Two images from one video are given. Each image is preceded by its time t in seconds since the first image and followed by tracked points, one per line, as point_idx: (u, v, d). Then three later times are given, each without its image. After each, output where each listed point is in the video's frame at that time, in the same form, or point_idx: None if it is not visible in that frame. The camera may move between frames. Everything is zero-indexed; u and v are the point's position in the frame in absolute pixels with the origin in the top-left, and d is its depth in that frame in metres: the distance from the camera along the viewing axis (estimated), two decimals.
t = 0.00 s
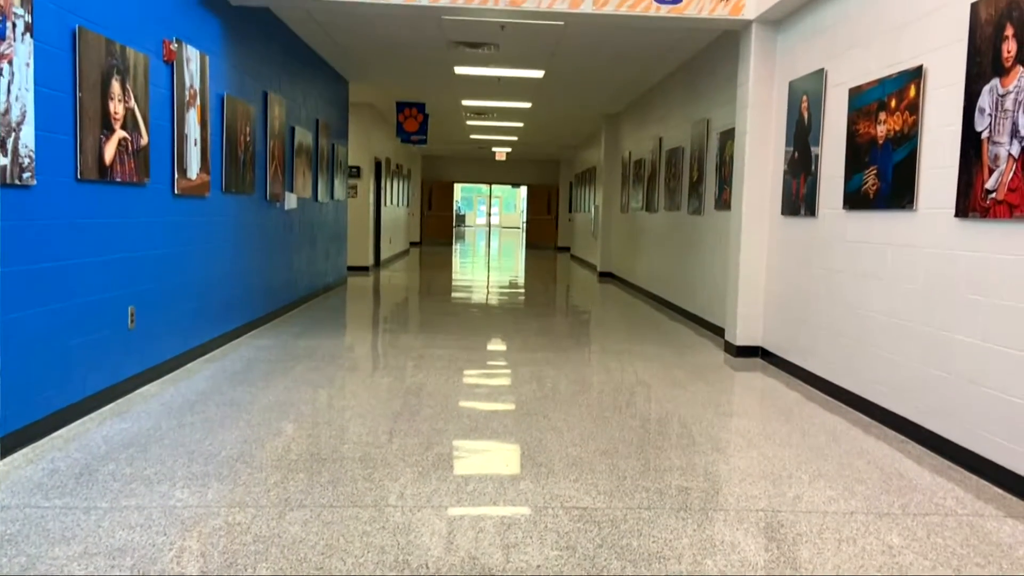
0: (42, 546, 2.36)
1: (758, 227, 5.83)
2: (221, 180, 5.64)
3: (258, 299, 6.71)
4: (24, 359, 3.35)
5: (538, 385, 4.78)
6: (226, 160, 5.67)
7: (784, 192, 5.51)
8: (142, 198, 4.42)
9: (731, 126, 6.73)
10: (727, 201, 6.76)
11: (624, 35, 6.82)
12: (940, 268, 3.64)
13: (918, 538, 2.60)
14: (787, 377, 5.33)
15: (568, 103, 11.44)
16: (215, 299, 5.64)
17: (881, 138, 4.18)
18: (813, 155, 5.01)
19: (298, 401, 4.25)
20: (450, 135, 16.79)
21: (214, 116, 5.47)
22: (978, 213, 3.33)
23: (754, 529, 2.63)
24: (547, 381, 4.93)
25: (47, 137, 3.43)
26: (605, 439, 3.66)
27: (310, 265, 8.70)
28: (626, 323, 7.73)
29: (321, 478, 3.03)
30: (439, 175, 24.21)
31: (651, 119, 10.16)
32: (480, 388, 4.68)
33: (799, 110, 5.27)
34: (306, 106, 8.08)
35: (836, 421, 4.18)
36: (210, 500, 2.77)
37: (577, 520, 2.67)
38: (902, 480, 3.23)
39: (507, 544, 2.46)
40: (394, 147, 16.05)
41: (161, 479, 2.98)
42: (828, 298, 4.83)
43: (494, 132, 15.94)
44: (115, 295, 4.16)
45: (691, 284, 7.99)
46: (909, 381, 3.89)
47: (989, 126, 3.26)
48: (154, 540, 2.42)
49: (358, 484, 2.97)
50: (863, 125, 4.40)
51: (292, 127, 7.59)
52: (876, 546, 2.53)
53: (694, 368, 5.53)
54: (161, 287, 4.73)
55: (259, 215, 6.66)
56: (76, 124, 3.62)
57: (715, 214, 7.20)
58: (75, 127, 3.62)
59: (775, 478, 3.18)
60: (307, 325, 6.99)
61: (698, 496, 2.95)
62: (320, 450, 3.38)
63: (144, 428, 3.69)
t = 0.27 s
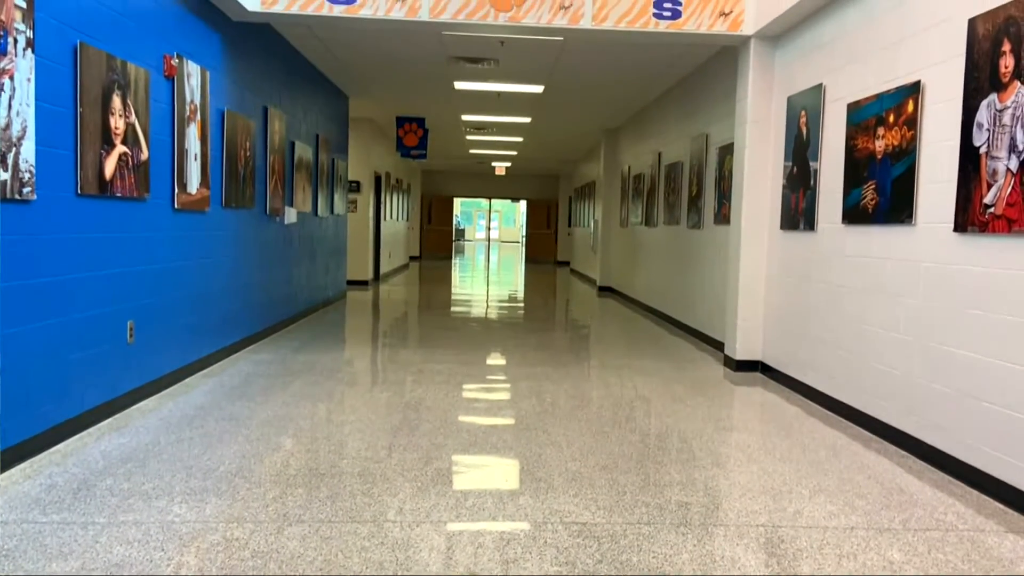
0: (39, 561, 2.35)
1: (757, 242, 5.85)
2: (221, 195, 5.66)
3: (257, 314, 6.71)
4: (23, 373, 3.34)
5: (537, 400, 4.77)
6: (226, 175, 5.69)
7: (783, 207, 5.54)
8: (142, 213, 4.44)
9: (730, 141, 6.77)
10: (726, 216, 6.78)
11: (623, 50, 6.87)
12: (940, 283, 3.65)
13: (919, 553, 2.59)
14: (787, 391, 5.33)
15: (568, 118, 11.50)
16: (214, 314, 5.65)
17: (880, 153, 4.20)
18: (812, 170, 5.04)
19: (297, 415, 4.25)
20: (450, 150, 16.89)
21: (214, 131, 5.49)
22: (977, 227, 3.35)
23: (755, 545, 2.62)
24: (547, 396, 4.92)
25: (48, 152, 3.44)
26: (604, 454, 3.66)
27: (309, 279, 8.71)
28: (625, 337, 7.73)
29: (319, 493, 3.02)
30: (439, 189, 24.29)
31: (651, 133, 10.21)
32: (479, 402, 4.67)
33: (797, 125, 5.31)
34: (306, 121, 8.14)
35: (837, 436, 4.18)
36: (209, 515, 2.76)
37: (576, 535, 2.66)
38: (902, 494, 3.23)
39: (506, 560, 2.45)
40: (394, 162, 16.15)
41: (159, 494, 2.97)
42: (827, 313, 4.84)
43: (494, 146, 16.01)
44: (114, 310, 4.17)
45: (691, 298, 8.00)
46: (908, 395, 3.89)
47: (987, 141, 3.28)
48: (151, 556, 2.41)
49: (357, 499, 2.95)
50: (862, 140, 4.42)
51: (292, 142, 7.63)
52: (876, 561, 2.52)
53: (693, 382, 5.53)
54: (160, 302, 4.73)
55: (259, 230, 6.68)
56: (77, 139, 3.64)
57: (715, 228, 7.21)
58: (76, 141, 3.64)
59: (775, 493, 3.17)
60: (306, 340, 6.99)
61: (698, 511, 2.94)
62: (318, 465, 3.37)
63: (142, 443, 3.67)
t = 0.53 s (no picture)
0: None
1: (756, 259, 5.87)
2: (221, 213, 5.68)
3: (256, 331, 6.72)
4: (21, 390, 3.34)
5: (536, 418, 4.76)
6: (227, 193, 5.71)
7: (782, 225, 5.56)
8: (141, 231, 4.45)
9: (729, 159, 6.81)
10: (725, 233, 6.81)
11: (622, 69, 6.93)
12: (938, 301, 3.66)
13: (920, 573, 2.58)
14: (787, 409, 5.32)
15: (567, 136, 11.57)
16: (213, 332, 5.65)
17: (878, 171, 4.23)
18: (811, 188, 5.07)
19: (295, 434, 4.23)
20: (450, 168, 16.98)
21: (215, 150, 5.52)
22: (975, 245, 3.36)
23: (755, 564, 2.61)
24: (547, 413, 4.91)
25: (49, 170, 3.46)
26: (604, 472, 3.65)
27: (309, 297, 8.72)
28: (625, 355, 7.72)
29: (317, 512, 3.00)
30: (439, 207, 24.38)
31: (650, 152, 10.26)
32: (478, 420, 4.66)
33: (796, 143, 5.34)
34: (307, 139, 8.18)
35: (837, 454, 4.16)
36: (206, 534, 2.74)
37: (575, 554, 2.65)
38: (903, 513, 3.21)
39: None
40: (394, 180, 16.23)
41: (157, 513, 2.95)
42: (827, 331, 4.85)
43: (494, 164, 16.09)
44: (114, 327, 4.17)
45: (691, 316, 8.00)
46: (908, 413, 3.88)
47: (984, 159, 3.30)
48: None
49: (356, 518, 2.94)
50: (860, 158, 4.45)
51: (292, 160, 7.67)
52: None
53: (693, 400, 5.51)
54: (160, 320, 4.73)
55: (258, 248, 6.70)
56: (78, 158, 3.67)
57: (714, 246, 7.23)
58: (77, 160, 3.67)
59: (776, 512, 3.16)
60: (306, 358, 6.98)
61: (698, 529, 2.92)
62: (316, 484, 3.35)
63: (140, 461, 3.66)
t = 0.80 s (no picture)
0: None
1: (756, 275, 5.88)
2: (221, 229, 5.70)
3: (256, 348, 6.72)
4: (20, 406, 3.34)
5: (536, 434, 4.75)
6: (227, 209, 5.74)
7: (782, 241, 5.58)
8: (142, 247, 4.47)
9: (729, 176, 6.84)
10: (724, 250, 6.84)
11: (621, 87, 6.99)
12: (937, 316, 3.67)
13: None
14: (787, 425, 5.31)
15: (567, 153, 11.63)
16: (213, 349, 5.65)
17: (877, 187, 4.25)
18: (809, 204, 5.10)
19: (294, 450, 4.23)
20: (450, 184, 17.05)
21: (216, 167, 5.55)
22: (974, 261, 3.37)
23: None
24: (546, 430, 4.90)
25: (49, 187, 3.48)
26: (603, 489, 3.64)
27: (309, 313, 8.72)
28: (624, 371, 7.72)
29: (316, 529, 2.99)
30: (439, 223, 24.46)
31: (649, 168, 10.30)
32: (478, 436, 4.65)
33: (794, 160, 5.38)
34: (307, 155, 8.23)
35: (837, 470, 4.15)
36: (205, 551, 2.73)
37: (575, 571, 2.64)
38: (904, 530, 3.20)
39: None
40: (394, 196, 16.30)
41: (155, 530, 2.94)
42: (827, 347, 4.84)
43: (495, 181, 16.15)
44: (114, 344, 4.18)
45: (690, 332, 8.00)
46: (909, 429, 3.88)
47: (983, 176, 3.32)
48: None
49: (355, 535, 2.93)
50: (859, 175, 4.47)
51: (293, 176, 7.70)
52: None
53: (693, 416, 5.51)
54: (159, 336, 4.74)
55: (259, 263, 6.71)
56: (79, 175, 3.69)
57: (714, 262, 7.24)
58: (78, 177, 3.69)
59: (776, 529, 3.14)
60: (305, 374, 6.98)
61: (698, 546, 2.91)
62: (315, 501, 3.34)
63: (139, 478, 3.65)
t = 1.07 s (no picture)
0: None
1: (755, 290, 5.89)
2: (222, 244, 5.72)
3: (256, 362, 6.72)
4: (20, 421, 3.33)
5: (536, 449, 4.74)
6: (228, 224, 5.76)
7: (781, 256, 5.59)
8: (142, 262, 4.49)
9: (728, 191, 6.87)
10: (724, 265, 6.85)
11: (621, 102, 7.04)
12: (937, 331, 3.68)
13: None
14: (787, 441, 5.30)
15: (567, 168, 11.68)
16: (212, 364, 5.65)
17: (876, 202, 4.27)
18: (809, 220, 5.12)
19: (293, 466, 4.21)
20: (450, 199, 17.11)
21: (217, 182, 5.58)
22: (974, 276, 3.38)
23: None
24: (546, 445, 4.89)
25: (51, 203, 3.50)
26: (603, 504, 3.62)
27: (308, 328, 8.72)
28: (624, 386, 7.71)
29: (315, 545, 2.98)
30: (439, 238, 24.50)
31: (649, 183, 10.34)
32: (478, 451, 4.64)
33: (794, 175, 5.40)
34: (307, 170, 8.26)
35: (838, 486, 4.14)
36: (203, 568, 2.72)
37: None
38: (905, 546, 3.18)
39: None
40: (394, 211, 16.35)
41: (153, 546, 2.93)
42: (827, 362, 4.84)
43: (495, 196, 16.21)
44: (114, 359, 4.18)
45: (691, 347, 8.00)
46: (909, 444, 3.87)
47: (981, 191, 3.34)
48: None
49: (354, 551, 2.92)
50: (858, 190, 4.50)
51: (293, 192, 7.72)
52: None
53: (693, 431, 5.50)
54: (159, 351, 4.74)
55: (259, 278, 6.73)
56: (80, 191, 3.71)
57: (714, 277, 7.25)
58: (79, 193, 3.71)
59: (777, 545, 3.13)
60: (305, 389, 6.97)
61: (699, 563, 2.90)
62: (314, 517, 3.32)
63: (138, 493, 3.64)
